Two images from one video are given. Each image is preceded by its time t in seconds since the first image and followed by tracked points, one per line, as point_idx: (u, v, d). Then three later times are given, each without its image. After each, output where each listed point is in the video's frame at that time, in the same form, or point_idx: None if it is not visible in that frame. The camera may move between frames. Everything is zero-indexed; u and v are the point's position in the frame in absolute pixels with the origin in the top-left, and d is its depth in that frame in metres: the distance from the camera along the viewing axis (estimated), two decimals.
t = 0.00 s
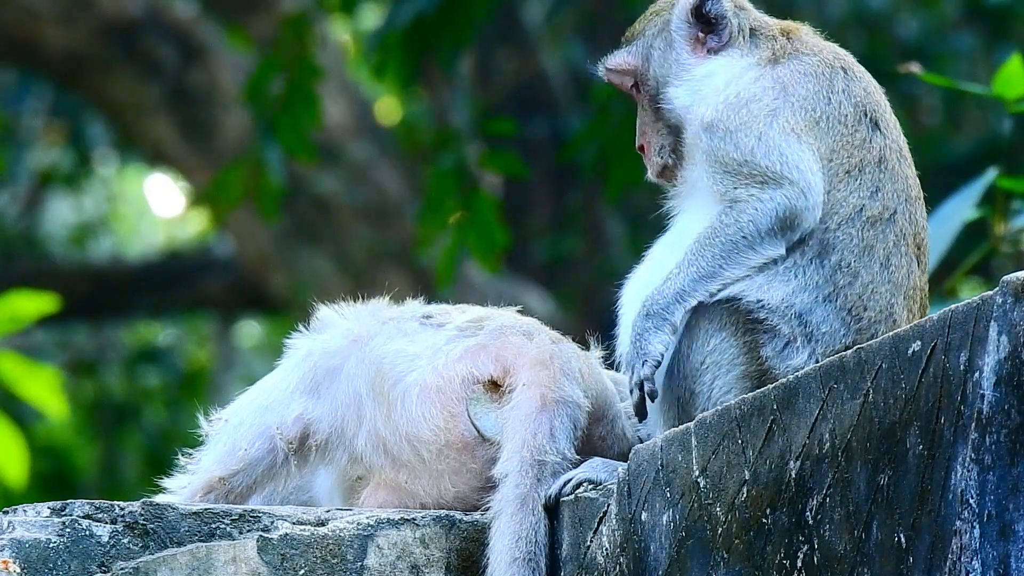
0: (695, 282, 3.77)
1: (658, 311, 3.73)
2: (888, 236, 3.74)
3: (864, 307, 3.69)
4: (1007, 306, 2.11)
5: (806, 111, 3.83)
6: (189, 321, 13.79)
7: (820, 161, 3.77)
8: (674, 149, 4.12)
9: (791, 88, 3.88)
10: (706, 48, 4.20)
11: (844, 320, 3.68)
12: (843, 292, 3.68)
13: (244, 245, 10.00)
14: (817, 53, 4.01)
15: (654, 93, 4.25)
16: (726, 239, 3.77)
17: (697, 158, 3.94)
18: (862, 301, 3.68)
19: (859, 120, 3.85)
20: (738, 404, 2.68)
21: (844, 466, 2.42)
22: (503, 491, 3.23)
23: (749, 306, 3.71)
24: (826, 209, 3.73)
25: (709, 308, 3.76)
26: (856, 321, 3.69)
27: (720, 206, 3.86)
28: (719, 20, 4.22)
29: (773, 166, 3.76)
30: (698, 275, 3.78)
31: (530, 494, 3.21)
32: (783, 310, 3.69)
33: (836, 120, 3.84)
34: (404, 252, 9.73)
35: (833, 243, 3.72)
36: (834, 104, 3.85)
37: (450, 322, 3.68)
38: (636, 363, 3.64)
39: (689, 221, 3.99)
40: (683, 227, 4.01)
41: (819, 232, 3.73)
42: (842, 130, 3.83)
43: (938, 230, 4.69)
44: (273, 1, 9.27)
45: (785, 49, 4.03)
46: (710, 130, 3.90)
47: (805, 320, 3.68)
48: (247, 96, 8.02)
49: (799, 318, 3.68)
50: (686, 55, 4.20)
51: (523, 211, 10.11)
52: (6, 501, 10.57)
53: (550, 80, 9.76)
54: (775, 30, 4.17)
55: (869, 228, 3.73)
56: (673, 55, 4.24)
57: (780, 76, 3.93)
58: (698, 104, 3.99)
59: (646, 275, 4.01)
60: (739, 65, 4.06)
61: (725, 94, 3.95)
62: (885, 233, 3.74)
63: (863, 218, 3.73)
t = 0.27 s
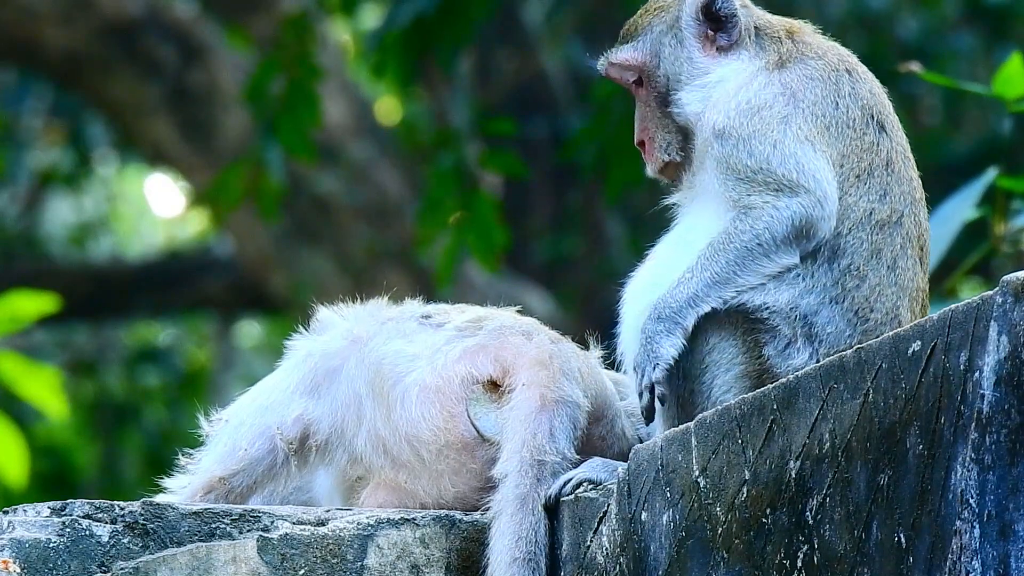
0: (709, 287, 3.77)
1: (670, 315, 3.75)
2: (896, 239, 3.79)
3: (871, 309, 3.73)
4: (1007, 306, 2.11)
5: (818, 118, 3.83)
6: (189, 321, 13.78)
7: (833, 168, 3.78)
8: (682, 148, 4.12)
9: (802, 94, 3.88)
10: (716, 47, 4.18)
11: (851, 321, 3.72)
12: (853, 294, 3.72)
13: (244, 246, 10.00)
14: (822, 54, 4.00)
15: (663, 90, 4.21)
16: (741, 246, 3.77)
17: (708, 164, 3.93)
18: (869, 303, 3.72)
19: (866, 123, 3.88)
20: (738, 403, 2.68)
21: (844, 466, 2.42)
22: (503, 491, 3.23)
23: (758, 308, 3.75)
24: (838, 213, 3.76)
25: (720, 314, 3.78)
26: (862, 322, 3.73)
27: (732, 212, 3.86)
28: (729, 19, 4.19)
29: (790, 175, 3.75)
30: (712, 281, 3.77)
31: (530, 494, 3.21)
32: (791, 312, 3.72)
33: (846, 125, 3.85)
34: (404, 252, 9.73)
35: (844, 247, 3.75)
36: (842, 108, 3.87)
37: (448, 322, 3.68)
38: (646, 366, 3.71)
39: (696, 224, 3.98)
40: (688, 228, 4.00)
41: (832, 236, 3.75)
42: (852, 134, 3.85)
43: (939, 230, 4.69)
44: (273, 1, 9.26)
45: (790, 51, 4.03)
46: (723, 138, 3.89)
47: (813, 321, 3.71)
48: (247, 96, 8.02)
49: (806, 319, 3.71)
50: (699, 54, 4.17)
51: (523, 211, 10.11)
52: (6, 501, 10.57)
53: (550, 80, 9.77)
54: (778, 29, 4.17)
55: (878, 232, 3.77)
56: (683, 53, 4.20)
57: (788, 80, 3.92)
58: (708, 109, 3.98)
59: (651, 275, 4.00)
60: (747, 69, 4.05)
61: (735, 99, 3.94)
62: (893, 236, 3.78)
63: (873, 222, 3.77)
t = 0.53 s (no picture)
0: (713, 295, 3.76)
1: (674, 322, 3.75)
2: (901, 242, 3.80)
3: (877, 312, 3.74)
4: (1007, 306, 2.11)
5: (822, 125, 3.83)
6: (189, 321, 13.77)
7: (838, 175, 3.78)
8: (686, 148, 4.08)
9: (806, 101, 3.87)
10: (722, 49, 4.17)
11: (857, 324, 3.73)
12: (858, 297, 3.73)
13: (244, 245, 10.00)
14: (824, 58, 4.00)
15: (669, 92, 4.21)
16: (746, 255, 3.77)
17: (713, 172, 3.93)
18: (875, 305, 3.73)
19: (869, 126, 3.88)
20: (738, 403, 2.68)
21: (844, 466, 2.42)
22: (503, 491, 3.23)
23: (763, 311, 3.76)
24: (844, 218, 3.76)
25: (724, 323, 3.78)
26: (868, 325, 3.73)
27: (737, 220, 3.85)
28: (736, 22, 4.18)
29: (796, 184, 3.75)
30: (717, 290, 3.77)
31: (530, 494, 3.21)
32: (794, 316, 3.74)
33: (850, 130, 3.86)
34: (404, 252, 9.73)
35: (849, 252, 3.76)
36: (846, 113, 3.87)
37: (446, 322, 3.68)
38: (649, 372, 3.71)
39: (698, 230, 3.98)
40: (690, 233, 4.00)
41: (838, 243, 3.76)
42: (857, 139, 3.86)
43: (938, 229, 4.69)
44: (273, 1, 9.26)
45: (793, 56, 4.02)
46: (728, 147, 3.88)
47: (817, 324, 3.73)
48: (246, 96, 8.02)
49: (809, 322, 3.73)
50: (708, 58, 4.17)
51: (523, 211, 10.11)
52: (6, 501, 10.57)
53: (550, 80, 9.74)
54: (779, 32, 4.17)
55: (883, 236, 3.78)
56: (691, 55, 4.19)
57: (791, 86, 3.91)
58: (712, 116, 3.97)
59: (653, 280, 3.99)
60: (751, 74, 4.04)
61: (739, 106, 3.93)
62: (898, 239, 3.80)
63: (879, 225, 3.78)
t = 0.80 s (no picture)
0: (714, 303, 3.76)
1: (674, 330, 3.75)
2: (902, 244, 3.81)
3: (879, 314, 3.75)
4: (1007, 306, 2.11)
5: (823, 131, 3.83)
6: (189, 321, 13.77)
7: (839, 181, 3.78)
8: (688, 151, 4.06)
9: (806, 107, 3.87)
10: (725, 52, 4.15)
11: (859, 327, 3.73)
12: (861, 300, 3.73)
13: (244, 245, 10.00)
14: (823, 62, 3.99)
15: (672, 95, 4.19)
16: (748, 263, 3.76)
17: (713, 178, 3.92)
18: (878, 307, 3.74)
19: (869, 130, 3.88)
20: (737, 403, 2.69)
21: (844, 466, 2.42)
22: (503, 491, 3.23)
23: (765, 315, 3.76)
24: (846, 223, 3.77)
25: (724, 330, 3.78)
26: (870, 327, 3.74)
27: (738, 227, 3.85)
28: (738, 24, 4.17)
29: (798, 192, 3.74)
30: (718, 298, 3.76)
31: (530, 494, 3.21)
32: (795, 320, 3.74)
33: (851, 135, 3.85)
34: (404, 252, 9.74)
35: (851, 256, 3.76)
36: (846, 117, 3.86)
37: (446, 322, 3.68)
38: (649, 380, 3.72)
39: (698, 234, 3.97)
40: (690, 238, 3.99)
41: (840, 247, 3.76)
42: (858, 144, 3.85)
43: (938, 230, 4.69)
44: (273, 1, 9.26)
45: (792, 60, 4.02)
46: (728, 154, 3.87)
47: (819, 326, 3.73)
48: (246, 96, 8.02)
49: (811, 325, 3.73)
50: (711, 60, 4.14)
51: (523, 212, 10.11)
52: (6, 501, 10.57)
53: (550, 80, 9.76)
54: (779, 34, 4.16)
55: (885, 240, 3.79)
56: (694, 58, 4.17)
57: (791, 91, 3.91)
58: (712, 122, 3.96)
59: (653, 285, 3.99)
60: (751, 78, 4.03)
61: (739, 111, 3.92)
62: (900, 242, 3.80)
63: (881, 228, 3.79)
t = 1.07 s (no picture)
0: (713, 307, 3.75)
1: (673, 334, 3.75)
2: (903, 245, 3.81)
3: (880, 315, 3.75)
4: (1007, 306, 2.11)
5: (823, 133, 3.83)
6: (189, 321, 13.76)
7: (839, 183, 3.78)
8: (688, 151, 4.08)
9: (806, 108, 3.86)
10: (723, 53, 4.15)
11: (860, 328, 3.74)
12: (862, 302, 3.74)
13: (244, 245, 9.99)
14: (822, 62, 3.99)
15: (672, 97, 4.19)
16: (746, 265, 3.76)
17: (713, 180, 3.92)
18: (879, 309, 3.75)
19: (869, 131, 3.87)
20: (738, 403, 2.69)
21: (844, 466, 2.42)
22: (503, 491, 3.23)
23: (766, 317, 3.77)
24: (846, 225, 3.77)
25: (724, 333, 3.78)
26: (872, 328, 3.75)
27: (738, 229, 3.85)
28: (736, 24, 4.16)
29: (798, 195, 3.75)
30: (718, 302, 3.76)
31: (530, 494, 3.21)
32: (796, 323, 3.74)
33: (851, 136, 3.85)
34: (404, 252, 9.74)
35: (852, 258, 3.76)
36: (845, 119, 3.86)
37: (446, 322, 3.68)
38: (649, 386, 3.73)
39: (698, 235, 3.97)
40: (690, 238, 3.99)
41: (840, 250, 3.76)
42: (858, 145, 3.85)
43: (938, 231, 4.69)
44: (273, 1, 9.26)
45: (792, 61, 4.02)
46: (729, 157, 3.87)
47: (820, 328, 3.73)
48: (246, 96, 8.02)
49: (811, 327, 3.74)
50: (709, 62, 4.14)
51: (523, 211, 10.10)
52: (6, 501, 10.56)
53: (550, 81, 9.81)
54: (778, 35, 4.15)
55: (886, 241, 3.79)
56: (693, 60, 4.17)
57: (792, 93, 3.91)
58: (712, 123, 3.96)
59: (653, 285, 3.98)
60: (750, 79, 4.03)
61: (739, 113, 3.92)
62: (900, 243, 3.81)
63: (881, 229, 3.79)
